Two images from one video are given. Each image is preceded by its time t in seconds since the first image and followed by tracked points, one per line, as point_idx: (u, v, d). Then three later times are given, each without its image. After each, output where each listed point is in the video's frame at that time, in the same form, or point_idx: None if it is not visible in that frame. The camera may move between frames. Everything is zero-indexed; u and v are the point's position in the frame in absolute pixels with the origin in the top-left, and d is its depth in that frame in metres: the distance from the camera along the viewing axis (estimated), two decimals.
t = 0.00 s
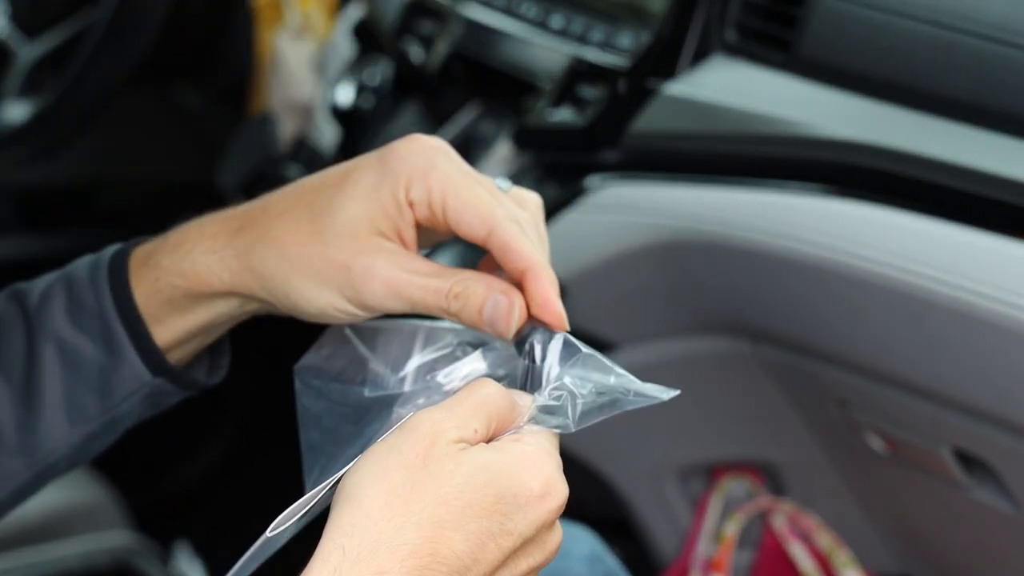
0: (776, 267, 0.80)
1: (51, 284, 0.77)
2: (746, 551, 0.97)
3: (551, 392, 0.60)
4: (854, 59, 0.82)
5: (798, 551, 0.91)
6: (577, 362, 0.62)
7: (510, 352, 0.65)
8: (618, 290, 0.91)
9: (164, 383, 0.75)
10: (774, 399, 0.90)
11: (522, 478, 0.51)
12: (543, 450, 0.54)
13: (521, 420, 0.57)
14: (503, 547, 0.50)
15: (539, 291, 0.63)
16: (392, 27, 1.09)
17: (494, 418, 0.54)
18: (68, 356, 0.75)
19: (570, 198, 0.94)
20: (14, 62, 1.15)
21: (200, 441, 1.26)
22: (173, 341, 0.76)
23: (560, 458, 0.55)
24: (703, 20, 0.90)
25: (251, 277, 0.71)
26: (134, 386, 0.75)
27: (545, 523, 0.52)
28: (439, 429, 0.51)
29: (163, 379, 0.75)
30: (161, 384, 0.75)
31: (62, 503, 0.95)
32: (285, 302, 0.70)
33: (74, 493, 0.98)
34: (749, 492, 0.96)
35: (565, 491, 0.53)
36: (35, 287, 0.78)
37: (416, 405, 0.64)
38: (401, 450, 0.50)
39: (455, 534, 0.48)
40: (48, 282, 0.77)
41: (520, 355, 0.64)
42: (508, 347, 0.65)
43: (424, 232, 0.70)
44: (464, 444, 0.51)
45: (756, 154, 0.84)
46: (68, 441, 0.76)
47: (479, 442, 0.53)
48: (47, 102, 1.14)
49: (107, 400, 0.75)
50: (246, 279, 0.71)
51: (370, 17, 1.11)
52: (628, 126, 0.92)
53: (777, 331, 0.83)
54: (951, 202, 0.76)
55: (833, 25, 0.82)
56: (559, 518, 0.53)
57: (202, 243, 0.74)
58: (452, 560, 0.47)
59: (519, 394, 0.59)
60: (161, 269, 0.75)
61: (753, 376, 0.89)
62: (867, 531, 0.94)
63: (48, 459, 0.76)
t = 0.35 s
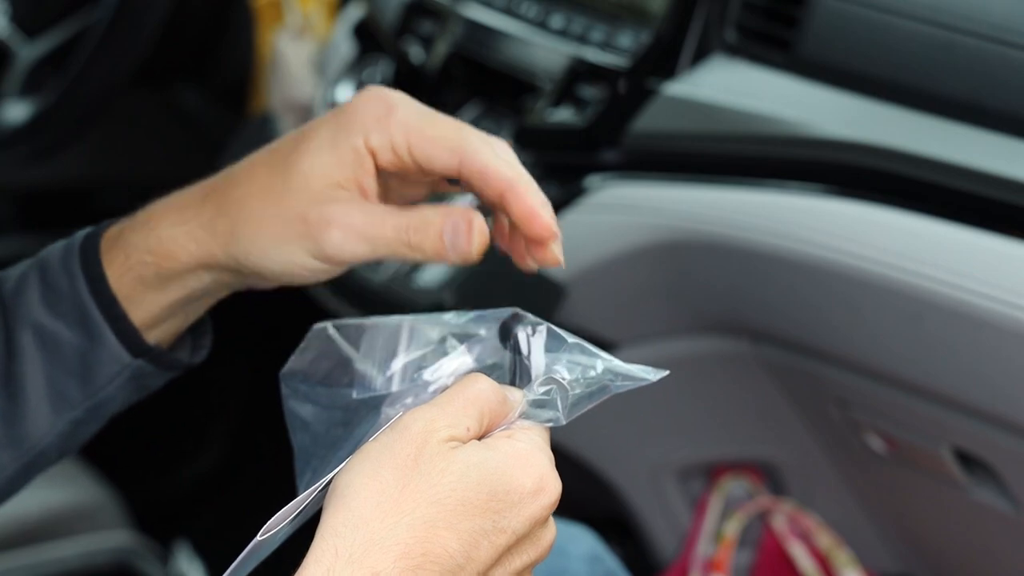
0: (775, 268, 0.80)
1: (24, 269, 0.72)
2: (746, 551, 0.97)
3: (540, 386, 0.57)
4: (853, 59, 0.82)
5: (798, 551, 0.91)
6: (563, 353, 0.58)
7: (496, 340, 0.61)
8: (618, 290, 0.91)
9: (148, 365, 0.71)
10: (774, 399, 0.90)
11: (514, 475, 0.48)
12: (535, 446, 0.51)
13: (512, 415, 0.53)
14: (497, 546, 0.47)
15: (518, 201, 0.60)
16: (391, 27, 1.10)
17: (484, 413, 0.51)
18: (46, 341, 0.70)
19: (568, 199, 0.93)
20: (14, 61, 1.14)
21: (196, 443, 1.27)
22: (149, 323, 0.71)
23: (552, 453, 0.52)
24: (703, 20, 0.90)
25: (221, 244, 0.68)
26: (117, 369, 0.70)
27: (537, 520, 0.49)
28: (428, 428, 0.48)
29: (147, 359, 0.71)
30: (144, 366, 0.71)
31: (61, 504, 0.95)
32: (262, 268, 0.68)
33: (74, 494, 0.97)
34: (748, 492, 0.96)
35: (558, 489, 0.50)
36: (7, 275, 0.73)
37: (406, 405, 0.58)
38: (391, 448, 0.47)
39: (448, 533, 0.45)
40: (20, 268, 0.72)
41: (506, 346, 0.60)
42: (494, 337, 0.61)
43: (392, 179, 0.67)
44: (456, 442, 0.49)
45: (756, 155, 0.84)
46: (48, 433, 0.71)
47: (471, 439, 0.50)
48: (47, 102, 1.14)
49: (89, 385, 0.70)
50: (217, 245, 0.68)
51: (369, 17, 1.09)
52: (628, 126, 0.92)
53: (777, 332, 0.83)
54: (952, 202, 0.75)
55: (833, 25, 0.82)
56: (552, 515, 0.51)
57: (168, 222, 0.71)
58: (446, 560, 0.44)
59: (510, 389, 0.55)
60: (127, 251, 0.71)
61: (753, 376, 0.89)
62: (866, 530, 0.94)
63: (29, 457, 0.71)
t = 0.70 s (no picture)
0: (775, 268, 0.80)
1: (45, 284, 0.74)
2: (746, 551, 0.97)
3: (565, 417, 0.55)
4: (853, 59, 0.82)
5: (798, 551, 0.91)
6: (590, 386, 0.57)
7: (524, 371, 0.60)
8: (618, 291, 0.91)
9: (161, 381, 0.73)
10: (774, 399, 0.90)
11: (535, 506, 0.47)
12: (557, 477, 0.50)
13: (535, 445, 0.52)
14: None
15: (540, 185, 0.63)
16: (392, 27, 1.10)
17: (508, 441, 0.50)
18: (63, 353, 0.72)
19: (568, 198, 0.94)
20: (14, 61, 1.14)
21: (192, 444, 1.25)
22: (167, 330, 0.74)
23: (575, 486, 0.51)
24: (703, 20, 0.90)
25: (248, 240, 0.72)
26: (130, 384, 0.72)
27: (556, 551, 0.48)
28: (450, 455, 0.47)
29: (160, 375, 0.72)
30: (156, 383, 0.73)
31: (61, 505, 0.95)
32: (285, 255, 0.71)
33: (74, 494, 0.97)
34: (749, 492, 0.96)
35: (579, 521, 0.49)
36: (27, 290, 0.75)
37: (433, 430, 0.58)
38: (411, 472, 0.46)
39: (465, 560, 0.44)
40: (40, 283, 0.75)
41: (534, 376, 0.59)
42: (523, 368, 0.60)
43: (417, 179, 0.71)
44: (478, 470, 0.48)
45: (756, 155, 0.84)
46: (60, 445, 0.72)
47: (493, 467, 0.49)
48: (47, 102, 1.14)
49: (102, 399, 0.72)
50: (242, 242, 0.72)
51: (370, 17, 1.10)
52: (628, 126, 0.92)
53: (776, 332, 0.83)
54: (953, 202, 0.75)
55: (833, 24, 0.82)
56: (571, 546, 0.49)
57: (196, 226, 0.75)
58: None
59: (536, 419, 0.54)
60: (154, 256, 0.75)
61: (753, 375, 0.89)
62: (866, 530, 0.94)
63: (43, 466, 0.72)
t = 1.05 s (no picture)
0: (775, 267, 0.80)
1: (41, 268, 0.73)
2: (745, 551, 0.97)
3: (582, 424, 0.56)
4: (852, 59, 0.82)
5: (798, 551, 0.91)
6: (608, 391, 0.57)
7: (540, 372, 0.60)
8: (618, 291, 0.91)
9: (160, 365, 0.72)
10: (774, 399, 0.90)
11: (551, 517, 0.48)
12: (572, 488, 0.50)
13: (552, 451, 0.53)
14: None
15: (532, 168, 0.65)
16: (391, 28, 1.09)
17: (526, 448, 0.50)
18: (61, 337, 0.71)
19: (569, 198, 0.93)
20: (14, 61, 1.14)
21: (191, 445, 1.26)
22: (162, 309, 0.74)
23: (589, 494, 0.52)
24: (703, 20, 0.90)
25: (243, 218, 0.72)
26: (128, 368, 0.72)
27: (569, 563, 0.49)
28: (468, 463, 0.47)
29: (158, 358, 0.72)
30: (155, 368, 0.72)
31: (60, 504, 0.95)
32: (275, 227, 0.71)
33: (73, 494, 0.97)
34: (748, 492, 0.96)
35: (592, 532, 0.50)
36: (23, 275, 0.74)
37: (444, 426, 0.58)
38: (429, 479, 0.47)
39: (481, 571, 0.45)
40: (36, 268, 0.73)
41: (551, 379, 0.59)
42: (540, 367, 0.60)
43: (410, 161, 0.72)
44: (496, 477, 0.48)
45: (756, 155, 0.84)
46: (57, 431, 0.72)
47: (510, 473, 0.49)
48: (47, 102, 1.14)
49: (101, 384, 0.71)
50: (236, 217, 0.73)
51: (370, 17, 1.10)
52: (628, 126, 0.92)
53: (776, 331, 0.83)
54: (953, 202, 0.75)
55: (833, 25, 0.82)
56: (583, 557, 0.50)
57: (193, 206, 0.76)
58: None
59: (552, 423, 0.54)
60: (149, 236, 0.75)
61: (753, 376, 0.89)
62: (866, 531, 0.94)
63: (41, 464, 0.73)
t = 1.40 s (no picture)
0: (774, 266, 0.80)
1: (7, 235, 0.75)
2: (745, 551, 0.97)
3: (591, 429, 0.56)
4: (852, 58, 0.82)
5: (798, 551, 0.91)
6: (619, 395, 0.57)
7: (553, 374, 0.59)
8: (618, 290, 0.91)
9: (130, 330, 0.73)
10: (774, 400, 0.90)
11: (562, 522, 0.48)
12: (584, 492, 0.50)
13: (563, 454, 0.52)
14: None
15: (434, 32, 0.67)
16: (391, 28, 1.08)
17: (538, 451, 0.50)
18: (33, 304, 0.73)
19: (569, 199, 0.94)
20: (14, 61, 1.14)
21: (191, 447, 1.25)
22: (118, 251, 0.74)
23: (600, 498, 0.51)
24: (703, 20, 0.90)
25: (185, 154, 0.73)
26: (98, 331, 0.73)
27: (580, 568, 0.48)
28: (481, 466, 0.48)
29: (129, 323, 0.73)
30: (126, 333, 0.73)
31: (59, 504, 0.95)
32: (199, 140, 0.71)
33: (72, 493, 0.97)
34: (749, 492, 0.96)
35: (604, 537, 0.49)
36: None
37: (451, 428, 0.57)
38: (443, 481, 0.47)
39: None
40: None
41: (562, 382, 0.58)
42: (552, 371, 0.59)
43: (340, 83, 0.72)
44: (508, 481, 0.48)
45: (755, 154, 0.84)
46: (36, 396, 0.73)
47: (521, 477, 0.49)
48: (47, 103, 1.15)
49: (73, 349, 0.73)
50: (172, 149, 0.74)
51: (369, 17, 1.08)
52: (628, 125, 0.92)
53: (776, 331, 0.83)
54: (954, 203, 0.75)
55: (833, 25, 0.82)
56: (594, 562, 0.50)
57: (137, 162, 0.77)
58: None
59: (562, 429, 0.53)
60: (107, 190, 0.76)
61: (754, 376, 0.89)
62: (866, 531, 0.94)
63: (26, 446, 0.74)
